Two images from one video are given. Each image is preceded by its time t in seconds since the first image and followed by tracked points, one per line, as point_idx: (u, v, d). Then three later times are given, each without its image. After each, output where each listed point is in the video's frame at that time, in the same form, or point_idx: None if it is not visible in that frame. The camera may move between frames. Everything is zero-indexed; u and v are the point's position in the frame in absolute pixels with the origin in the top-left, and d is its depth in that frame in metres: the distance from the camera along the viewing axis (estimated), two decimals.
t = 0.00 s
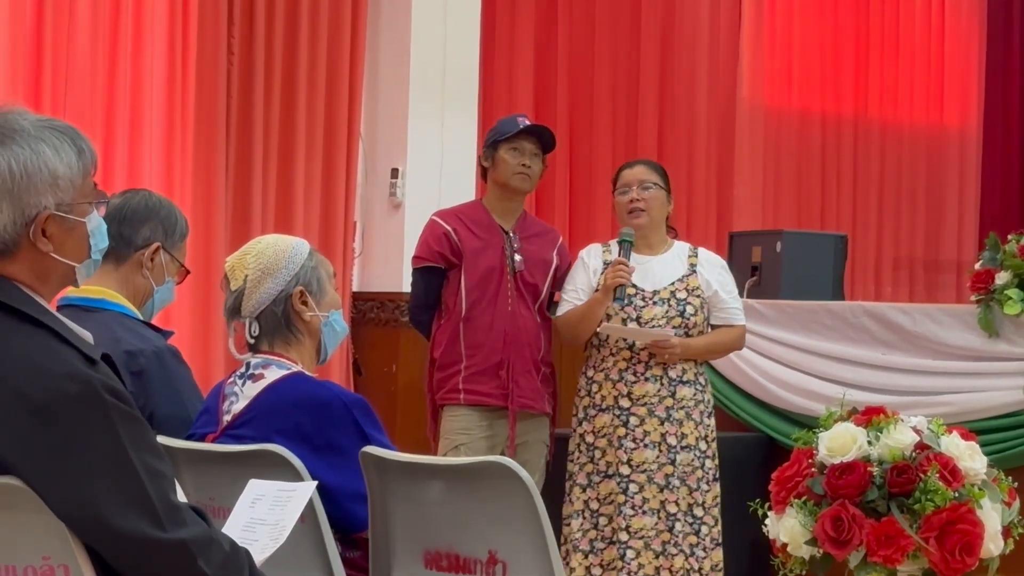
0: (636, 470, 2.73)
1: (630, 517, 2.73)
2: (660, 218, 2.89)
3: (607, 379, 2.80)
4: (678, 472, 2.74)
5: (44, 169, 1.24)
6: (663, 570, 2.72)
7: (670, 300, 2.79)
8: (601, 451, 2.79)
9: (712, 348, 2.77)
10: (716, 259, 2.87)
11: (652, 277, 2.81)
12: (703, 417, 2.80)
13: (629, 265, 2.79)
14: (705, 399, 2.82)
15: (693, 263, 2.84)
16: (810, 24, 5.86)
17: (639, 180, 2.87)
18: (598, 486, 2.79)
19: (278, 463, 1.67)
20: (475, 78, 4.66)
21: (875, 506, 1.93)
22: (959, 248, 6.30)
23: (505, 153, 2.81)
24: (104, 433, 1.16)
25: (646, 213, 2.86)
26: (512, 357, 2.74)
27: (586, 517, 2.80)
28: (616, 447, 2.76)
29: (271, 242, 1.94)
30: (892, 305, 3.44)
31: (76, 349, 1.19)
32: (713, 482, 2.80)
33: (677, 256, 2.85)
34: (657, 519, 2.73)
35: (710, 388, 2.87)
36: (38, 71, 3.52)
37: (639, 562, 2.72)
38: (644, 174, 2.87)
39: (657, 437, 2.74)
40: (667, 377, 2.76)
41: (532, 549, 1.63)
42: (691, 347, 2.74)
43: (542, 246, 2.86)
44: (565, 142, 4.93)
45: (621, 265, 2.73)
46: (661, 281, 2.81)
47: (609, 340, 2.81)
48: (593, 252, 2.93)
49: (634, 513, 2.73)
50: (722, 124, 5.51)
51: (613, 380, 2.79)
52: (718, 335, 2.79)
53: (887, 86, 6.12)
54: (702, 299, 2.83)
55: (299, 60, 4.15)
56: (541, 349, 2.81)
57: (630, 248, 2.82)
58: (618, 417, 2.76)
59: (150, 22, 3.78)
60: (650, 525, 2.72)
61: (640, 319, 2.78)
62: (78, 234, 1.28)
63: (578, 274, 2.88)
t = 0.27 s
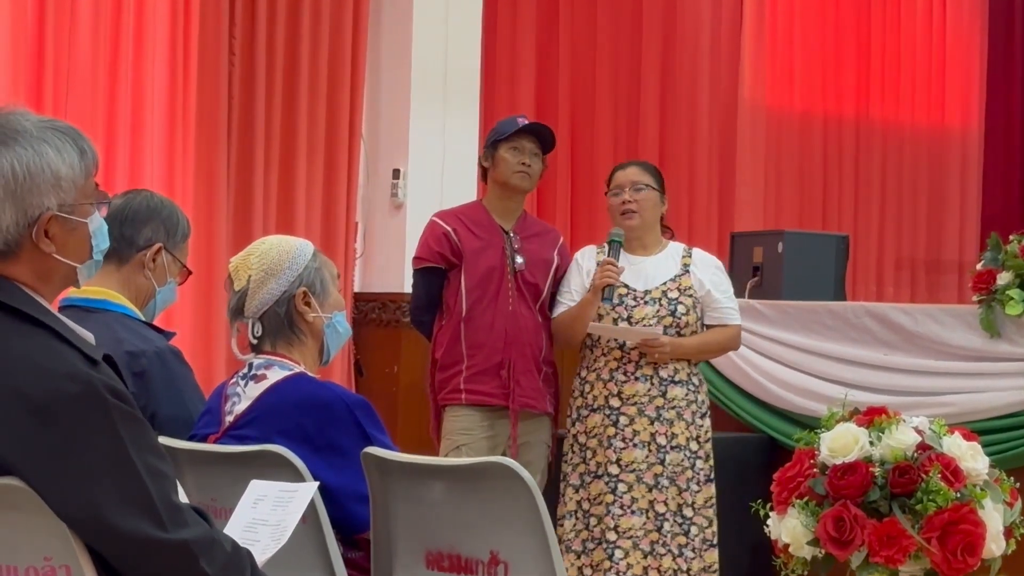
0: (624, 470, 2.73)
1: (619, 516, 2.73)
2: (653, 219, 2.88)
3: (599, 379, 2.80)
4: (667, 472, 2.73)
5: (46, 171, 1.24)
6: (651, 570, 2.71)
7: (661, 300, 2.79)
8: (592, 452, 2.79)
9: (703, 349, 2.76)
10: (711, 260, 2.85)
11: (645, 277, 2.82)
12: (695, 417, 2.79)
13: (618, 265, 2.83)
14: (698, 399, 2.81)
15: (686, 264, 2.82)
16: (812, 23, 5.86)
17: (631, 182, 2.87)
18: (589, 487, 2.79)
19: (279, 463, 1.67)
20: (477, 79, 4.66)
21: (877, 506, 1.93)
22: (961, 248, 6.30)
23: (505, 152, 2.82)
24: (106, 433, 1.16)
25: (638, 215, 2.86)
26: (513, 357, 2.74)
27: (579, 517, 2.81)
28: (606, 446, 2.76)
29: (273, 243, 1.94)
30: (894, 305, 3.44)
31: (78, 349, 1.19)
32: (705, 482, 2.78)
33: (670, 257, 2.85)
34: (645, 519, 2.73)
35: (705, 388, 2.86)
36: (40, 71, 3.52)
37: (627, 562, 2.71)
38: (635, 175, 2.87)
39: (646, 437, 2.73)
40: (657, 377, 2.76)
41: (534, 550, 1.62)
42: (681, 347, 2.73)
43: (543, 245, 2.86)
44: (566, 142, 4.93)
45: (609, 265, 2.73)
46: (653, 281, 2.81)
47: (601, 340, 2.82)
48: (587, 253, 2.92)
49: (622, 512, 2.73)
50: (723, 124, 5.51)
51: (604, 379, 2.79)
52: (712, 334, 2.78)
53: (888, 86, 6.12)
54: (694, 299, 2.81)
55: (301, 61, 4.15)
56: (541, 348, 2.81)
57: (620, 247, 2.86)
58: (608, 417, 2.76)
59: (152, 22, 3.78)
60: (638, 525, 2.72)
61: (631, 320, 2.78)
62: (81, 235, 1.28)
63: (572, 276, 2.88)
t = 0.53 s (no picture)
0: (615, 469, 2.73)
1: (608, 515, 2.73)
2: (647, 220, 2.89)
3: (594, 379, 2.81)
4: (657, 471, 2.73)
5: (50, 172, 1.24)
6: (639, 569, 2.70)
7: (655, 300, 2.78)
8: (585, 452, 2.79)
9: (697, 347, 2.75)
10: (706, 258, 2.85)
11: (639, 277, 2.82)
12: (689, 417, 2.78)
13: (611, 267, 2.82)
14: (693, 399, 2.80)
15: (681, 263, 2.82)
16: (814, 23, 5.85)
17: (625, 183, 2.87)
18: (581, 486, 2.79)
19: (282, 463, 1.67)
20: (479, 79, 4.66)
21: (879, 506, 1.93)
22: (963, 248, 6.30)
23: (505, 151, 2.82)
24: (109, 434, 1.16)
25: (632, 215, 2.86)
26: (516, 356, 2.74)
27: (574, 518, 2.82)
28: (598, 445, 2.76)
29: (274, 243, 1.94)
30: (896, 306, 3.44)
31: (81, 351, 1.19)
32: (696, 482, 2.77)
33: (666, 256, 2.85)
34: (634, 518, 2.72)
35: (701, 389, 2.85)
36: (42, 71, 3.52)
37: (616, 561, 2.70)
38: (629, 176, 2.87)
39: (638, 436, 2.73)
40: (651, 377, 2.76)
41: (537, 551, 1.62)
42: (675, 346, 2.72)
43: (545, 245, 2.86)
44: (569, 142, 4.93)
45: (603, 267, 2.73)
46: (648, 280, 2.81)
47: (597, 340, 2.82)
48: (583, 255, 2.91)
49: (611, 512, 2.72)
50: (725, 124, 5.52)
51: (598, 379, 2.80)
52: (708, 333, 2.77)
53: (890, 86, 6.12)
54: (689, 298, 2.81)
55: (303, 60, 4.16)
56: (544, 348, 2.81)
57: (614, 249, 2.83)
58: (601, 417, 2.77)
59: (154, 22, 3.78)
60: (627, 524, 2.71)
61: (626, 319, 2.78)
62: (84, 236, 1.29)
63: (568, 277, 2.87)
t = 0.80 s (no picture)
0: (616, 470, 2.73)
1: (607, 516, 2.73)
2: (646, 219, 2.89)
3: (595, 380, 2.80)
4: (657, 472, 2.73)
5: (52, 172, 1.25)
6: (637, 569, 2.71)
7: (654, 300, 2.78)
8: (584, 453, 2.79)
9: (699, 346, 2.74)
10: (703, 257, 2.84)
11: (638, 277, 2.82)
12: (690, 417, 2.77)
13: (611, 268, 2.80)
14: (694, 399, 2.79)
15: (679, 262, 2.82)
16: (815, 23, 5.85)
17: (623, 182, 2.87)
18: (578, 488, 2.79)
19: (283, 462, 1.67)
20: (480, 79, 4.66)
21: (880, 506, 1.93)
22: (964, 248, 6.30)
23: (507, 151, 2.82)
24: (109, 434, 1.16)
25: (632, 214, 2.86)
26: (516, 355, 2.74)
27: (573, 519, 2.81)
28: (598, 446, 2.76)
29: (276, 244, 1.94)
30: (897, 305, 3.44)
31: (82, 350, 1.19)
32: (695, 481, 2.78)
33: (663, 256, 2.84)
34: (632, 518, 2.72)
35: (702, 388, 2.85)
36: (43, 71, 3.52)
37: (614, 562, 2.71)
38: (628, 175, 2.87)
39: (640, 436, 2.73)
40: (653, 377, 2.75)
41: (538, 550, 1.62)
42: (677, 344, 2.71)
43: (546, 245, 2.86)
44: (569, 142, 4.93)
45: (603, 268, 2.72)
46: (646, 281, 2.81)
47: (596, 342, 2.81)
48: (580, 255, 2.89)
49: (610, 512, 2.73)
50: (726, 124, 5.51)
51: (600, 380, 2.79)
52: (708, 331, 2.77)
53: (891, 85, 6.12)
54: (687, 297, 2.80)
55: (303, 60, 4.16)
56: (545, 348, 2.81)
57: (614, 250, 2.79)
58: (602, 418, 2.76)
59: (155, 22, 3.78)
60: (625, 525, 2.71)
61: (625, 320, 2.77)
62: (85, 235, 1.29)
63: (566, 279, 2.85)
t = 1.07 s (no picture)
0: (627, 471, 2.72)
1: (620, 517, 2.71)
2: (649, 219, 2.88)
3: (601, 381, 2.78)
4: (668, 471, 2.73)
5: (53, 171, 1.24)
6: (650, 570, 2.70)
7: (661, 300, 2.77)
8: (589, 453, 2.78)
9: (704, 345, 2.76)
10: (704, 257, 2.86)
11: (643, 278, 2.80)
12: (697, 416, 2.78)
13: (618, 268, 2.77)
14: (699, 398, 2.81)
15: (682, 262, 2.82)
16: (815, 22, 5.85)
17: (628, 181, 2.86)
18: (582, 488, 2.78)
19: (283, 462, 1.67)
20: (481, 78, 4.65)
21: (881, 506, 1.93)
22: (965, 248, 6.30)
23: (508, 151, 2.82)
24: (110, 433, 1.16)
25: (637, 214, 2.85)
26: (516, 355, 2.74)
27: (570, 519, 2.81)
28: (607, 448, 2.74)
29: (277, 244, 1.94)
30: (898, 305, 3.44)
31: (83, 350, 1.19)
32: (702, 480, 2.79)
33: (666, 256, 2.83)
34: (646, 519, 2.71)
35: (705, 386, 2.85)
36: (44, 70, 3.52)
37: (628, 563, 2.69)
38: (632, 174, 2.86)
39: (650, 437, 2.72)
40: (661, 377, 2.75)
41: (538, 550, 1.62)
42: (685, 345, 2.72)
43: (546, 245, 2.86)
44: (570, 141, 4.93)
45: (612, 268, 2.69)
46: (652, 281, 2.80)
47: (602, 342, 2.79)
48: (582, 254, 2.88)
49: (624, 514, 2.71)
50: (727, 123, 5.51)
51: (607, 381, 2.77)
52: (713, 331, 2.78)
53: (892, 84, 6.11)
54: (692, 297, 2.81)
55: (304, 59, 4.16)
56: (545, 347, 2.81)
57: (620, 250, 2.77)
58: (611, 418, 2.74)
59: (155, 20, 3.78)
60: (639, 526, 2.70)
61: (633, 320, 2.76)
62: (86, 235, 1.29)
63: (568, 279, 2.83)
